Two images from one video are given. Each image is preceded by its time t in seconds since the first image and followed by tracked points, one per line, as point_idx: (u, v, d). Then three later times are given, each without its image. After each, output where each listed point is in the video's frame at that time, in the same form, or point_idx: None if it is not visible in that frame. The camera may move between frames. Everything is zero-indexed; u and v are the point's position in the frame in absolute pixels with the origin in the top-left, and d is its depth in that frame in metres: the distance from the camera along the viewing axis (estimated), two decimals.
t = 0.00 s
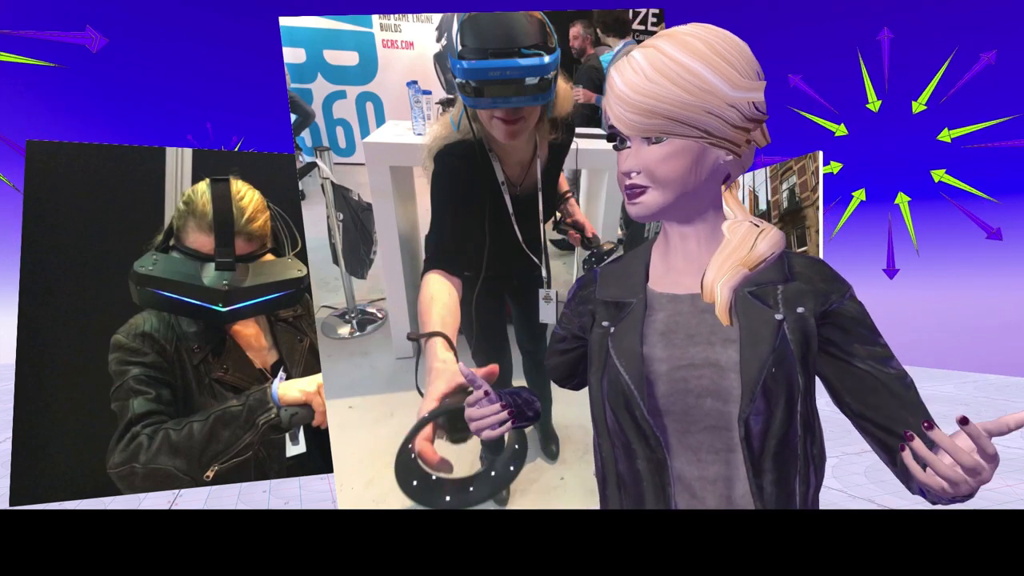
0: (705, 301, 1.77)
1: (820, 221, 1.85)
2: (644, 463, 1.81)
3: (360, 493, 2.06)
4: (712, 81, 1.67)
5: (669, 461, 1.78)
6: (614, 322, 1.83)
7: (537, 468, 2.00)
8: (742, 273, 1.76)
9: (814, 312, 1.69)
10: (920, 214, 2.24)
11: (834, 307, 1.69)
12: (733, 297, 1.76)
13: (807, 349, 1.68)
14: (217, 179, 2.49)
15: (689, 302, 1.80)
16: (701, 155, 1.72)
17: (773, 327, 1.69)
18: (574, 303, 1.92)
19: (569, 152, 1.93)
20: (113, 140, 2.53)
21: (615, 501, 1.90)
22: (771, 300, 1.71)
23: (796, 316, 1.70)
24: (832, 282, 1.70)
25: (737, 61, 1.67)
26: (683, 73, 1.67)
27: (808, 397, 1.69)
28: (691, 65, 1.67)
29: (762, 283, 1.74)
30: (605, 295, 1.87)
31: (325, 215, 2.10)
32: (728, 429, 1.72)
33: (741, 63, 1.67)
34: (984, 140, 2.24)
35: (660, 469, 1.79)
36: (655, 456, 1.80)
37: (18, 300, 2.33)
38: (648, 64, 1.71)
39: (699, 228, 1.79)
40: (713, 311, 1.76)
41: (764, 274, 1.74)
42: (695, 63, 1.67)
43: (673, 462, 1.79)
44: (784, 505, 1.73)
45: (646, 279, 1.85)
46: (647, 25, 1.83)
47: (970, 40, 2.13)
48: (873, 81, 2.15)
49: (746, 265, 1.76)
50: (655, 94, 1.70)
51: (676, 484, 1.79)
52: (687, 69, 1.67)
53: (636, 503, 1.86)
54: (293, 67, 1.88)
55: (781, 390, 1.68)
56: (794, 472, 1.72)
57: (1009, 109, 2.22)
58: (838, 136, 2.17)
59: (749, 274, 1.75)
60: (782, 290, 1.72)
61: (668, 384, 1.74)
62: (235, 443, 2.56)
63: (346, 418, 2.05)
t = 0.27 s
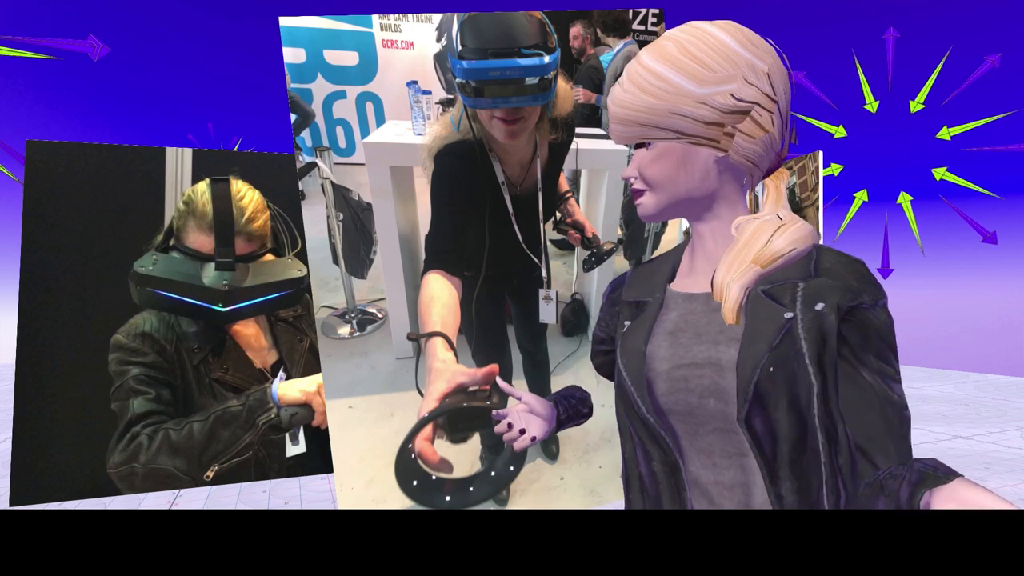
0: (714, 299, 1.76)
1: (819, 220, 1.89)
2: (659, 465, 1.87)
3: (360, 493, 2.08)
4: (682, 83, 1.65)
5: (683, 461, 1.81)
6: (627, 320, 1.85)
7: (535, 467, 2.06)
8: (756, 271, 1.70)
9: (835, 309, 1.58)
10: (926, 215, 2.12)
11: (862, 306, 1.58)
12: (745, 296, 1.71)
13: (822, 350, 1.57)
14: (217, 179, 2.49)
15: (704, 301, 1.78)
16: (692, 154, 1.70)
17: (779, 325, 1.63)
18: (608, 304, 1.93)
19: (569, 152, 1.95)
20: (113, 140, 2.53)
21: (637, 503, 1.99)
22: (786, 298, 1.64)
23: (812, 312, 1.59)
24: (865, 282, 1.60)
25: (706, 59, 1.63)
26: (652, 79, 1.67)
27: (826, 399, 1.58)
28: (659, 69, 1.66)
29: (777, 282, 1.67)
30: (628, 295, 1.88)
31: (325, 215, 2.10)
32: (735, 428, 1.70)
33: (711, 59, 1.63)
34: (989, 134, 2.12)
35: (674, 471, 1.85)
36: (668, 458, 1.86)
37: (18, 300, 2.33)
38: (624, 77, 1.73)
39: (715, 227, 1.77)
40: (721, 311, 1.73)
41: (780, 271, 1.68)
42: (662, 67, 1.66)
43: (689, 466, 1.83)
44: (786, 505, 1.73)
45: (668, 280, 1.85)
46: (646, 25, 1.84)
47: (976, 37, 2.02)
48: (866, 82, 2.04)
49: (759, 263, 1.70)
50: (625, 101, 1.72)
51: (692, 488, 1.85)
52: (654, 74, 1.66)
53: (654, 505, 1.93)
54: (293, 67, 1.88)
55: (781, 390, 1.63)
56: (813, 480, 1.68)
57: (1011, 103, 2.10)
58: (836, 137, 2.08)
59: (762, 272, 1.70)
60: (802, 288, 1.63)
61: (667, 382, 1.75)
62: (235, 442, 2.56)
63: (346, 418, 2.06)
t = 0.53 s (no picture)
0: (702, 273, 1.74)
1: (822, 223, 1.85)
2: (614, 444, 1.84)
3: (360, 492, 2.08)
4: (701, 80, 1.61)
5: (640, 435, 1.78)
6: (608, 279, 1.88)
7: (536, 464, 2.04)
8: (753, 253, 1.66)
9: (826, 309, 1.55)
10: (927, 214, 2.11)
11: (859, 317, 1.55)
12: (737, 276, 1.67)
13: (800, 339, 1.54)
14: (217, 179, 2.49)
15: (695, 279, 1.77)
16: (723, 156, 1.66)
17: (756, 297, 1.60)
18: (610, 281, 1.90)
19: (569, 152, 1.96)
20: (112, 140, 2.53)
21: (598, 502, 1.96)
22: (774, 282, 1.61)
23: (797, 301, 1.56)
24: (864, 294, 1.59)
25: (728, 55, 1.59)
26: (672, 77, 1.64)
27: (791, 390, 1.57)
28: (679, 66, 1.63)
29: (774, 269, 1.64)
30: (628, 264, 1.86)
31: (325, 215, 2.10)
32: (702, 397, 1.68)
33: (734, 55, 1.59)
34: (990, 131, 2.08)
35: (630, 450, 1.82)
36: (623, 437, 1.83)
37: (19, 300, 2.34)
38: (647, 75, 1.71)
39: (727, 218, 1.73)
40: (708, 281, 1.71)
41: (780, 259, 1.65)
42: (682, 64, 1.63)
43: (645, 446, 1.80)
44: (747, 488, 1.71)
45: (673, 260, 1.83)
46: (647, 24, 1.86)
47: (977, 36, 1.98)
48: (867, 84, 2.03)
49: (759, 246, 1.66)
50: (647, 101, 1.70)
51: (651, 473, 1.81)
52: (674, 71, 1.64)
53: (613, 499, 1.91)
54: (293, 67, 1.88)
55: (741, 351, 1.61)
56: (775, 460, 1.65)
57: (1013, 99, 2.06)
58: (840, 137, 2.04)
59: (760, 255, 1.66)
60: (796, 279, 1.60)
61: (630, 331, 1.75)
62: (235, 442, 2.57)
63: (346, 418, 2.07)
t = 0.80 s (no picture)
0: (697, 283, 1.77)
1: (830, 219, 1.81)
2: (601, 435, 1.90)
3: (360, 492, 2.07)
4: (709, 67, 1.60)
5: (620, 427, 1.84)
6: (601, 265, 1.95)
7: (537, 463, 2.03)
8: (744, 269, 1.67)
9: (811, 334, 1.56)
10: (927, 211, 2.11)
11: (862, 336, 1.55)
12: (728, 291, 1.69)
13: (777, 364, 1.58)
14: (217, 179, 2.48)
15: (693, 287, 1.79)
16: (728, 145, 1.65)
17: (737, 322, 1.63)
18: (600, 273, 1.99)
19: (569, 152, 1.95)
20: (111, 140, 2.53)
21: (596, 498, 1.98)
22: (760, 303, 1.62)
23: (780, 327, 1.58)
24: (866, 312, 1.57)
25: (734, 40, 1.56)
26: (679, 63, 1.64)
27: (762, 412, 1.60)
28: (687, 52, 1.63)
29: (764, 288, 1.64)
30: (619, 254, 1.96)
31: (325, 215, 2.10)
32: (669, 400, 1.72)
33: (741, 40, 1.55)
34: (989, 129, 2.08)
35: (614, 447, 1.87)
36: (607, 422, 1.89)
37: (20, 300, 2.35)
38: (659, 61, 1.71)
39: (738, 223, 1.72)
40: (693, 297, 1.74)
41: (773, 276, 1.64)
42: (690, 50, 1.62)
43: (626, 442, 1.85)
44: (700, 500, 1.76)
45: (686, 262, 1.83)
46: (646, 25, 1.85)
47: (977, 36, 1.97)
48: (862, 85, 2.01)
49: (751, 262, 1.66)
50: (655, 87, 1.71)
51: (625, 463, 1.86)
52: (682, 57, 1.63)
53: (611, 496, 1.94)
54: (293, 67, 1.88)
55: (709, 377, 1.65)
56: (728, 472, 1.69)
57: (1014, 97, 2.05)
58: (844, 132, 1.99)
59: (751, 271, 1.66)
60: (785, 299, 1.61)
61: (620, 345, 1.80)
62: (235, 442, 2.57)
63: (346, 418, 2.07)
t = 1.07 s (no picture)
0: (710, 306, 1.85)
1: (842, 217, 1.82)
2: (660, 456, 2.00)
3: (360, 492, 2.06)
4: (727, 66, 1.59)
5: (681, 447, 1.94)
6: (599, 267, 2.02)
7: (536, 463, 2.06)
8: (744, 286, 1.72)
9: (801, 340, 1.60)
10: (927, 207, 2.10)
11: (857, 338, 1.56)
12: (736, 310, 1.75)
13: (778, 381, 1.62)
14: (217, 179, 2.48)
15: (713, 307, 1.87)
16: (743, 146, 1.65)
17: (735, 345, 1.70)
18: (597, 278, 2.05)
19: (569, 152, 1.96)
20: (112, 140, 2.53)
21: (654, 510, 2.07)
22: (758, 318, 1.67)
23: (775, 341, 1.63)
24: (864, 311, 1.56)
25: (752, 40, 1.54)
26: (696, 62, 1.62)
27: (780, 432, 1.63)
28: (704, 50, 1.61)
29: (762, 301, 1.68)
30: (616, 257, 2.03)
31: (325, 215, 2.09)
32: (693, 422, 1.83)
33: (759, 39, 1.54)
34: (987, 125, 2.07)
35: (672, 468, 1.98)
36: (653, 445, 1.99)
37: (19, 300, 2.35)
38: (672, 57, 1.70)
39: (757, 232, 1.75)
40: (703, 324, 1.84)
41: (772, 288, 1.67)
42: (708, 49, 1.60)
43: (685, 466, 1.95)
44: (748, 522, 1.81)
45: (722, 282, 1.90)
46: (647, 24, 1.89)
47: (977, 36, 1.96)
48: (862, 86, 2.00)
49: (748, 277, 1.70)
50: (669, 85, 1.70)
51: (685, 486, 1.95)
52: (698, 55, 1.61)
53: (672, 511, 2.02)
54: (293, 67, 1.88)
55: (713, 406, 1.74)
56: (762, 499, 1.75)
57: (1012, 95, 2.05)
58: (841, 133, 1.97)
59: (751, 286, 1.70)
60: (781, 310, 1.64)
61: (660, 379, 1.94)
62: (235, 442, 2.57)
63: (346, 418, 2.05)
